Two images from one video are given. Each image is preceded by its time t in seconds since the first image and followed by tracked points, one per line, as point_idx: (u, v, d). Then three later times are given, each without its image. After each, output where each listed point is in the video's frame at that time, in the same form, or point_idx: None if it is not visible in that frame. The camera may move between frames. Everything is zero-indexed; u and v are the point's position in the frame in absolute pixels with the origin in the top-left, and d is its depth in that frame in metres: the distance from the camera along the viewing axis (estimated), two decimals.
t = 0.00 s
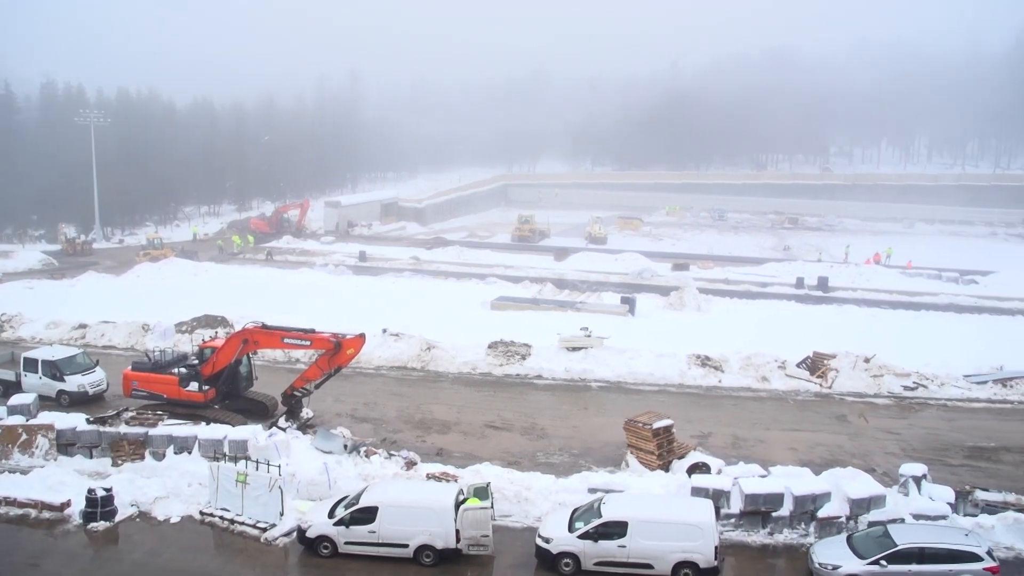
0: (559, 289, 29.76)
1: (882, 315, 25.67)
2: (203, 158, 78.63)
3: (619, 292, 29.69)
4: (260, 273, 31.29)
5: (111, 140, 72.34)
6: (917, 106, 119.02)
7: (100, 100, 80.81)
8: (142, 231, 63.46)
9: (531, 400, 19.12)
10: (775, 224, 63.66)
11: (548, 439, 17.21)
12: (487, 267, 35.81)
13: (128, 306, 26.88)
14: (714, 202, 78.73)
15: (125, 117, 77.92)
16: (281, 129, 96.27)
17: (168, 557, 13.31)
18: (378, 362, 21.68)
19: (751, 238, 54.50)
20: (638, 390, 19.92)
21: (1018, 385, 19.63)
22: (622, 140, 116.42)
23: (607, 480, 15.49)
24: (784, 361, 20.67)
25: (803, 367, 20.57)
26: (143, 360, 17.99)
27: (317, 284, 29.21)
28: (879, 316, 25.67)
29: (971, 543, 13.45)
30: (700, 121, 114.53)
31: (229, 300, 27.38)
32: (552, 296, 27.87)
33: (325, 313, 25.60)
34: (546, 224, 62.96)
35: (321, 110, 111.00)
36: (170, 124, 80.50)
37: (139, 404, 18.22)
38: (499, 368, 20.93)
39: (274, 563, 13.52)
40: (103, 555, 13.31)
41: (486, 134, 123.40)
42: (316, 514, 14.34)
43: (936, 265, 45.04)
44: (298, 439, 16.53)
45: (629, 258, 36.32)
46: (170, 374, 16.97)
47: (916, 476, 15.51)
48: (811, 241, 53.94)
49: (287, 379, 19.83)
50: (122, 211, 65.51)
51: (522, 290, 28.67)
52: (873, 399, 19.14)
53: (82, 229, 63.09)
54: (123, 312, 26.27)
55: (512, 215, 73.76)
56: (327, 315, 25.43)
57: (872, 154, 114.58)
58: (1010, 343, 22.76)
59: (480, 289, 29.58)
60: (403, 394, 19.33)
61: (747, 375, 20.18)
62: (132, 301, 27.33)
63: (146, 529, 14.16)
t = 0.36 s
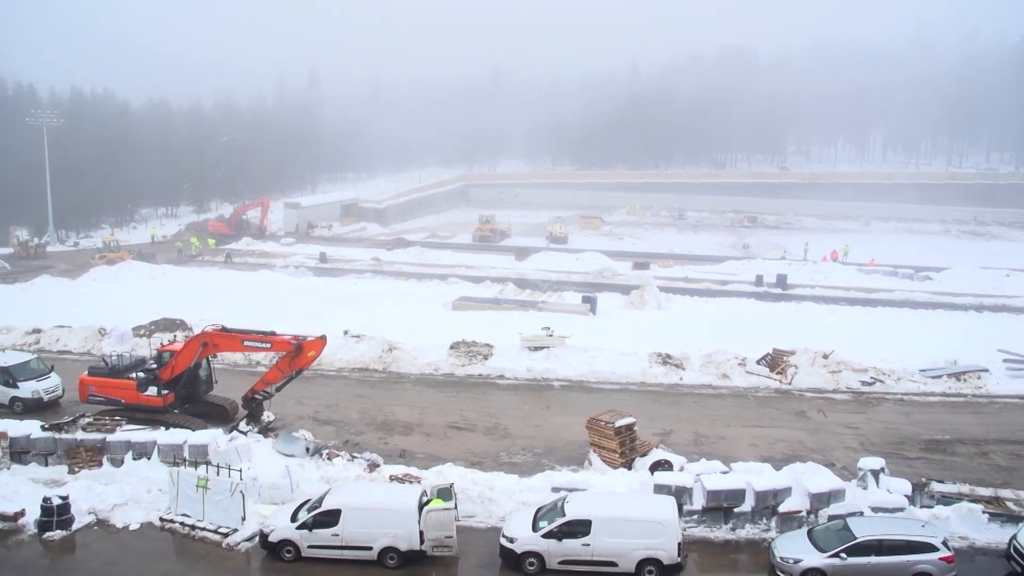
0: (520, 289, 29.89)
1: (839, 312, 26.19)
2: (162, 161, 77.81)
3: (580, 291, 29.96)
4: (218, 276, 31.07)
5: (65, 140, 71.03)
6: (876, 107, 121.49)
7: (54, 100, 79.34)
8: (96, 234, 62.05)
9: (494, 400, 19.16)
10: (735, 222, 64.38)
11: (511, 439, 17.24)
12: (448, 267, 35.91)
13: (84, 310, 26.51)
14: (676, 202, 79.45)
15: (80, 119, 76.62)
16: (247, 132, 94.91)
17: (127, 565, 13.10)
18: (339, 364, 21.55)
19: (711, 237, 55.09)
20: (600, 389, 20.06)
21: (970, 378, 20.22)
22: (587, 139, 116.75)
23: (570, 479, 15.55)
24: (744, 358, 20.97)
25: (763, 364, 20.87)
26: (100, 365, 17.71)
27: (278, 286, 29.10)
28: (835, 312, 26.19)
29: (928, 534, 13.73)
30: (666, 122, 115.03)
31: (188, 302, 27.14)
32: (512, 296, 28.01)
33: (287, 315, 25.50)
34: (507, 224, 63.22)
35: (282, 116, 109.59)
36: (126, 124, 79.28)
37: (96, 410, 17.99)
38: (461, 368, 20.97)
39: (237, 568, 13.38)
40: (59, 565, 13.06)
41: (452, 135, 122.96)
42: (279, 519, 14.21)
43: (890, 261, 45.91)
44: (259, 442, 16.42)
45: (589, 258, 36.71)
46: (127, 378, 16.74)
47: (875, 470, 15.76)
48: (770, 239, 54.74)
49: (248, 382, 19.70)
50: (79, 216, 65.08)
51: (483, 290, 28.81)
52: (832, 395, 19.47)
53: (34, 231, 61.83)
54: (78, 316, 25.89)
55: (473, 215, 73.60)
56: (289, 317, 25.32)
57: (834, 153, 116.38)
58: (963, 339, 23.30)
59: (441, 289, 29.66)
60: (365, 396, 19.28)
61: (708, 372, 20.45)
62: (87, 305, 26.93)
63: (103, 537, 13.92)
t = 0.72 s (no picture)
0: (482, 289, 30.02)
1: (798, 309, 26.74)
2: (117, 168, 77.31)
3: (542, 291, 30.26)
4: (175, 278, 30.82)
5: (16, 143, 69.79)
6: (838, 108, 123.55)
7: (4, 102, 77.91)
8: (51, 237, 60.72)
9: (456, 401, 19.23)
10: (695, 220, 65.06)
11: (475, 439, 17.28)
12: (409, 268, 35.91)
13: (37, 314, 26.13)
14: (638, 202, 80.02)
15: (31, 122, 75.45)
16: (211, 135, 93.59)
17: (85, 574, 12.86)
18: (299, 366, 21.41)
19: (671, 235, 55.59)
20: (562, 388, 20.23)
21: (926, 373, 20.80)
22: (552, 139, 116.89)
23: (534, 478, 15.58)
24: (705, 356, 21.33)
25: (724, 362, 21.21)
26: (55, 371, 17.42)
27: (239, 289, 28.98)
28: (795, 310, 26.80)
29: (886, 526, 13.88)
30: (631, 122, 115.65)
31: (148, 306, 26.95)
32: (474, 296, 28.17)
33: (249, 317, 25.44)
34: (469, 224, 63.32)
35: (246, 119, 108.24)
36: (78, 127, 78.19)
37: (51, 417, 17.74)
38: (423, 369, 21.04)
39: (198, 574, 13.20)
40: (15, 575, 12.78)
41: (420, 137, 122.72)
42: (241, 523, 14.06)
43: (850, 259, 46.58)
44: (220, 447, 16.29)
45: (550, 257, 37.00)
46: (84, 384, 16.51)
47: (835, 464, 15.95)
48: (728, 237, 55.43)
49: (208, 386, 19.60)
50: (29, 218, 63.92)
51: (444, 291, 28.97)
52: (791, 391, 19.85)
53: None
54: (32, 320, 25.50)
55: (433, 214, 72.68)
56: (251, 319, 25.25)
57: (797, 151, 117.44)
58: (918, 335, 23.92)
59: (403, 290, 29.75)
60: (327, 398, 19.23)
61: (669, 371, 20.77)
62: (41, 310, 26.53)
63: (60, 546, 13.65)
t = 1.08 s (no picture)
0: (442, 289, 30.10)
1: (755, 306, 27.17)
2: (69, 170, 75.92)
3: (503, 291, 30.51)
4: (129, 282, 30.46)
5: None
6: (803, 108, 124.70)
7: None
8: None
9: (417, 401, 19.25)
10: (654, 220, 65.55)
11: (436, 440, 17.30)
12: (369, 269, 35.83)
13: None
14: (599, 202, 80.42)
15: None
16: (172, 138, 92.23)
17: None
18: (259, 369, 21.27)
19: (631, 235, 55.85)
20: (523, 388, 20.34)
21: (882, 367, 21.20)
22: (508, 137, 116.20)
23: (497, 478, 15.61)
24: (665, 354, 21.60)
25: (684, 359, 21.47)
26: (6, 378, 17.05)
27: (197, 293, 28.75)
28: (754, 308, 27.20)
29: (845, 520, 14.07)
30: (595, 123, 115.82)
31: (105, 312, 26.62)
32: (435, 296, 28.26)
33: (208, 321, 25.25)
34: (430, 225, 63.22)
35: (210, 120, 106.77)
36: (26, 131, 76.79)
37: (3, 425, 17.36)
38: (384, 370, 21.04)
39: None
40: None
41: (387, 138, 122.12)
42: (202, 529, 13.91)
43: (812, 257, 47.07)
44: (179, 452, 16.14)
45: (511, 257, 37.19)
46: (38, 391, 16.20)
47: (793, 459, 16.17)
48: (688, 236, 55.98)
49: (166, 391, 19.42)
50: None
51: (405, 291, 29.04)
52: (751, 387, 20.16)
53: None
54: None
55: (393, 215, 72.86)
56: (210, 323, 25.07)
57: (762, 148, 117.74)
58: (872, 330, 24.42)
59: (363, 291, 29.74)
60: (287, 401, 19.13)
61: (630, 369, 21.01)
62: None
63: (13, 558, 13.35)
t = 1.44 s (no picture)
0: (404, 291, 30.15)
1: (714, 304, 27.57)
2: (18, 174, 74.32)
3: (464, 291, 30.64)
4: (81, 286, 30.11)
5: None
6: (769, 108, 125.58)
7: None
8: None
9: (379, 403, 19.26)
10: (614, 219, 66.02)
11: (398, 442, 17.31)
12: (329, 271, 35.71)
13: None
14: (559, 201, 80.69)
15: None
16: (130, 141, 90.73)
17: None
18: (218, 373, 21.10)
19: (591, 234, 56.09)
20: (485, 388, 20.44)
21: (839, 363, 21.61)
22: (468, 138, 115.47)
23: (459, 479, 15.61)
24: (626, 353, 21.82)
25: (644, 357, 21.72)
26: None
27: (153, 296, 28.51)
28: (712, 306, 27.56)
29: (805, 514, 14.23)
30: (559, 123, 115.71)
31: (61, 317, 26.21)
32: (395, 297, 28.30)
33: (167, 325, 25.04)
34: (390, 225, 63.06)
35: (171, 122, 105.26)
36: None
37: None
38: (345, 372, 21.01)
39: None
40: None
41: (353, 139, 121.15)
42: (161, 536, 13.70)
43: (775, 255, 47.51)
44: (136, 459, 15.97)
45: (472, 258, 37.33)
46: None
47: (753, 455, 16.35)
48: (648, 235, 56.49)
49: (122, 396, 19.24)
50: None
51: (366, 293, 29.06)
52: (711, 384, 20.45)
53: None
54: None
55: (353, 216, 72.52)
56: (169, 326, 24.86)
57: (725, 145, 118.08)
58: (828, 327, 24.90)
59: (323, 292, 29.69)
60: (247, 404, 19.02)
61: (591, 368, 21.26)
62: None
63: None
